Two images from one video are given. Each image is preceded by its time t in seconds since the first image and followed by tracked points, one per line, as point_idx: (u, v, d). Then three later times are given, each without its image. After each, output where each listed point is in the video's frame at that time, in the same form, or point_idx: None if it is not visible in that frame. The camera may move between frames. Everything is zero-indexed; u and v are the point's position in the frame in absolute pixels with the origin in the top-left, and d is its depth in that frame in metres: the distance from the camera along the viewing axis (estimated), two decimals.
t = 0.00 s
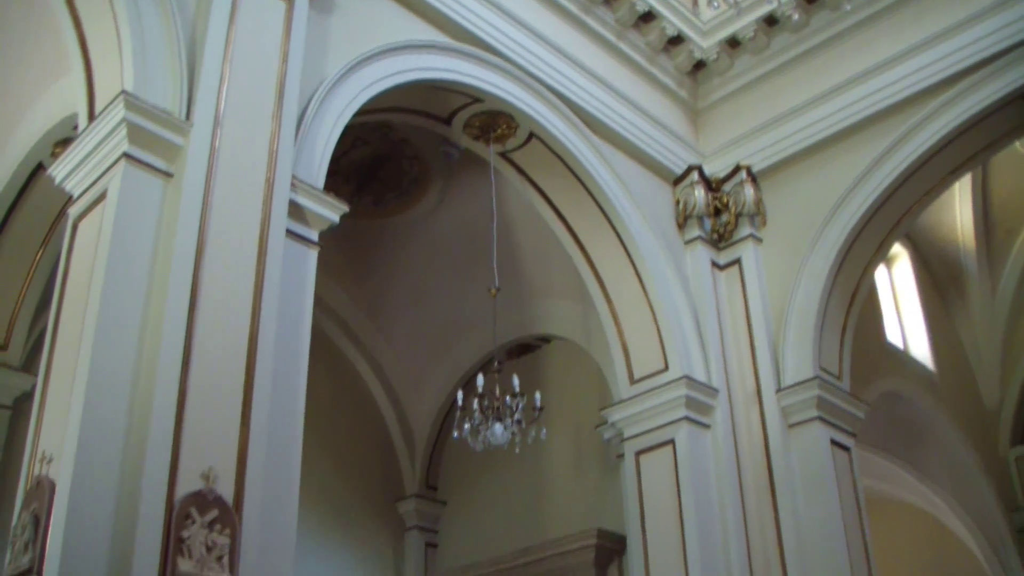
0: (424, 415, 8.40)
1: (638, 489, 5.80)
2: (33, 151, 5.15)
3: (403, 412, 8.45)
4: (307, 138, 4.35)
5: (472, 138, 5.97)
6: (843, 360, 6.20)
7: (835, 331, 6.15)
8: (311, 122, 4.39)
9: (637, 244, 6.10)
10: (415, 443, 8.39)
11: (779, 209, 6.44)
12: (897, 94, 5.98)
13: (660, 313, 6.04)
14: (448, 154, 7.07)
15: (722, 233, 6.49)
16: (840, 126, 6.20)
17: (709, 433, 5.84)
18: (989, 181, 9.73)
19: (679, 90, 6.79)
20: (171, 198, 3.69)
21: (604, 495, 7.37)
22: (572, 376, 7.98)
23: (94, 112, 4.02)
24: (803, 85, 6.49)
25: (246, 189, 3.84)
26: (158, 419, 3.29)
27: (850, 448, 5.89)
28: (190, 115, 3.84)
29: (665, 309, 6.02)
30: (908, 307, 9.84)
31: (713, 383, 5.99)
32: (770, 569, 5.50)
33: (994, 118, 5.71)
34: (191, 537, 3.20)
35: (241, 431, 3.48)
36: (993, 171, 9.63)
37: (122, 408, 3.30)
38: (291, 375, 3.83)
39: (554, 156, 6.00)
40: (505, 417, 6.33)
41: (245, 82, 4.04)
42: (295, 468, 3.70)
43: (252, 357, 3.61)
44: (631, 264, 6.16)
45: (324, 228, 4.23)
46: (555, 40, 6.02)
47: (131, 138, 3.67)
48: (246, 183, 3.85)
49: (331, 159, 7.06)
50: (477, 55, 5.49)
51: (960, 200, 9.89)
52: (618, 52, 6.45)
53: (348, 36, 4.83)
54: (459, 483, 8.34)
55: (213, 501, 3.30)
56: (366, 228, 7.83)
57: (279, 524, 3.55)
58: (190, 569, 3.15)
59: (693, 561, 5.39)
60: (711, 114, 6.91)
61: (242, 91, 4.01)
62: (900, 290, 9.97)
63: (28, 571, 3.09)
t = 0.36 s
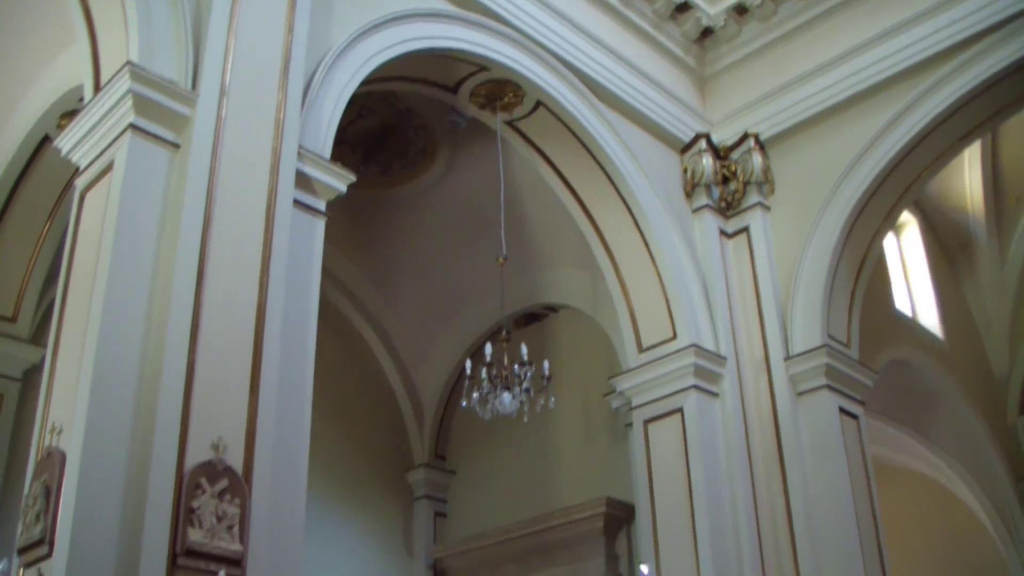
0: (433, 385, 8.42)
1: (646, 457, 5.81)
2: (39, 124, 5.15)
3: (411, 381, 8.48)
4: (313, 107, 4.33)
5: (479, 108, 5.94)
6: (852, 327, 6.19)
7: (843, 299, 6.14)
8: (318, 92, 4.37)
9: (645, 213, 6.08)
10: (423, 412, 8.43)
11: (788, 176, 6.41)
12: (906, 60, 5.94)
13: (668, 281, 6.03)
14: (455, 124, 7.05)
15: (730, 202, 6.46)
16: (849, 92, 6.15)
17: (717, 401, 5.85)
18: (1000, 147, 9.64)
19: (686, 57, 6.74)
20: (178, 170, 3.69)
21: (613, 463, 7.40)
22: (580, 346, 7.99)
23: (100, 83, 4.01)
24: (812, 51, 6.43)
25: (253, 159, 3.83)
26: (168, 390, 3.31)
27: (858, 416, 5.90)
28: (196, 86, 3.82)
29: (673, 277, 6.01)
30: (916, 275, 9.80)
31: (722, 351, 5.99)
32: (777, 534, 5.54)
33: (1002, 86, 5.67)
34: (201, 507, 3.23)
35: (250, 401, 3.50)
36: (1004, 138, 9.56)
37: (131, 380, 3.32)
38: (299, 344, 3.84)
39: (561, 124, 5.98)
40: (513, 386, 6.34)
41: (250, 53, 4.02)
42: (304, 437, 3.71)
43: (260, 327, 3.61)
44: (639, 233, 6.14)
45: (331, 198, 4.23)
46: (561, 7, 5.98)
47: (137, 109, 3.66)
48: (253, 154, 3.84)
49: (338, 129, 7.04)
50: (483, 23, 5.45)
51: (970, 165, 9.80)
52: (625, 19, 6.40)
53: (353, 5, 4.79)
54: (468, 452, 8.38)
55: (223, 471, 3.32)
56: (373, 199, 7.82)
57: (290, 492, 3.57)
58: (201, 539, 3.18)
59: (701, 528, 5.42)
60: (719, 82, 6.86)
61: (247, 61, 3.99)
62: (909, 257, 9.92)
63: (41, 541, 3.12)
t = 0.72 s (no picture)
0: (442, 364, 8.44)
1: (655, 435, 5.82)
2: (48, 103, 5.17)
3: (420, 359, 8.50)
4: (321, 86, 4.32)
5: (486, 86, 5.92)
6: (861, 304, 6.18)
7: (853, 276, 6.12)
8: (325, 71, 4.36)
9: (655, 191, 6.07)
10: (432, 390, 8.46)
11: (797, 153, 6.38)
12: (916, 35, 5.90)
13: (677, 259, 6.02)
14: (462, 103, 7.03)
15: (738, 177, 6.43)
16: (858, 68, 6.11)
17: (726, 378, 5.85)
18: (1011, 123, 9.60)
19: (694, 34, 6.70)
20: (186, 149, 3.68)
21: (622, 441, 7.42)
22: (588, 325, 8.00)
23: (107, 63, 4.00)
24: (821, 26, 6.39)
25: (260, 138, 3.83)
26: (178, 370, 3.32)
27: (868, 393, 5.90)
28: (203, 65, 3.81)
29: (682, 255, 6.00)
30: (926, 251, 9.76)
31: (731, 328, 5.98)
32: (787, 510, 5.55)
33: (1013, 61, 5.63)
34: (212, 486, 3.25)
35: (260, 380, 3.51)
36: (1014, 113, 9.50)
37: (141, 360, 3.33)
38: (309, 322, 3.85)
39: (569, 102, 5.95)
40: (523, 363, 6.34)
41: (257, 31, 4.01)
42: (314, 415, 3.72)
43: (269, 307, 3.62)
44: (648, 211, 6.12)
45: (339, 176, 4.22)
46: None
47: (144, 89, 3.65)
48: (260, 133, 3.83)
49: (346, 108, 7.02)
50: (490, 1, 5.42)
51: (981, 141, 9.76)
52: None
53: None
54: (477, 430, 8.41)
55: (233, 450, 3.34)
56: (381, 178, 7.81)
57: (300, 469, 3.59)
58: (211, 519, 3.21)
59: (710, 506, 5.44)
60: (727, 59, 6.81)
61: (254, 40, 3.98)
62: (918, 234, 9.86)
63: (53, 521, 3.14)
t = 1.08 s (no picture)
0: (451, 340, 8.46)
1: (663, 410, 5.83)
2: (54, 81, 5.17)
3: (428, 336, 8.51)
4: (326, 62, 4.30)
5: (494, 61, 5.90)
6: (870, 278, 6.17)
7: (861, 250, 6.11)
8: (331, 47, 4.34)
9: (663, 166, 6.05)
10: (440, 366, 8.48)
11: (805, 127, 6.35)
12: (925, 7, 5.85)
13: (685, 234, 6.01)
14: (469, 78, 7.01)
15: (747, 152, 6.40)
16: (867, 41, 6.07)
17: (735, 353, 5.85)
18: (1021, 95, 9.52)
19: (702, 7, 6.64)
20: (193, 126, 3.68)
21: (630, 416, 7.44)
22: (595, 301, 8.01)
23: (113, 40, 3.99)
24: None
25: (267, 115, 3.82)
26: (187, 347, 3.33)
27: (876, 367, 5.90)
28: (209, 42, 3.80)
29: (690, 230, 5.99)
30: (935, 225, 9.70)
31: (739, 303, 5.97)
32: (795, 484, 5.57)
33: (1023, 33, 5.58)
34: (222, 463, 3.27)
35: (269, 357, 3.52)
36: None
37: (150, 337, 3.34)
38: (318, 298, 3.85)
39: (577, 77, 5.93)
40: (531, 338, 6.34)
41: (262, 7, 3.99)
42: (324, 391, 3.73)
43: (278, 284, 3.63)
44: (657, 186, 6.10)
45: (347, 152, 4.21)
46: None
47: (150, 66, 3.64)
48: (267, 110, 3.83)
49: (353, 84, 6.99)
50: None
51: (991, 113, 9.69)
52: None
53: None
54: (485, 406, 8.44)
55: (242, 427, 3.35)
56: (388, 154, 7.79)
57: (309, 446, 3.61)
58: (222, 495, 3.23)
59: (718, 479, 5.45)
60: (735, 32, 6.76)
61: (260, 17, 3.96)
62: (926, 208, 9.80)
63: (64, 497, 3.16)
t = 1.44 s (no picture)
0: (460, 319, 8.48)
1: (673, 388, 5.83)
2: (62, 63, 5.17)
3: (438, 315, 8.53)
4: (334, 42, 4.29)
5: (502, 39, 5.89)
6: (880, 255, 6.15)
7: (872, 227, 6.08)
8: (338, 26, 4.33)
9: (673, 145, 6.03)
10: (450, 345, 8.50)
11: (815, 104, 6.31)
12: None
13: (695, 212, 5.99)
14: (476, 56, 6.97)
15: (756, 129, 6.36)
16: (877, 16, 6.02)
17: (745, 331, 5.84)
18: None
19: None
20: (201, 106, 3.67)
21: (640, 395, 7.45)
22: (605, 279, 8.00)
23: (120, 20, 3.98)
24: None
25: (275, 95, 3.81)
26: (197, 327, 3.34)
27: (887, 344, 5.89)
28: (216, 21, 3.79)
29: (700, 208, 5.97)
30: (945, 203, 9.63)
31: (749, 281, 5.96)
32: (805, 461, 5.58)
33: None
34: (233, 443, 3.29)
35: (279, 337, 3.53)
36: None
37: (160, 318, 3.35)
38: (328, 278, 3.86)
39: (585, 55, 5.91)
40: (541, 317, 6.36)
41: None
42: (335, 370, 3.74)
43: (288, 264, 3.63)
44: (666, 165, 6.08)
45: (355, 131, 4.21)
46: None
47: (158, 46, 3.64)
48: (274, 89, 3.82)
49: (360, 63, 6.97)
50: None
51: (1003, 89, 9.62)
52: None
53: None
54: (495, 385, 8.46)
55: (253, 407, 3.37)
56: (396, 134, 7.77)
57: (321, 424, 3.63)
58: (233, 474, 3.25)
59: (728, 457, 5.46)
60: (743, 9, 6.71)
61: None
62: (937, 185, 9.75)
63: (77, 477, 3.18)
